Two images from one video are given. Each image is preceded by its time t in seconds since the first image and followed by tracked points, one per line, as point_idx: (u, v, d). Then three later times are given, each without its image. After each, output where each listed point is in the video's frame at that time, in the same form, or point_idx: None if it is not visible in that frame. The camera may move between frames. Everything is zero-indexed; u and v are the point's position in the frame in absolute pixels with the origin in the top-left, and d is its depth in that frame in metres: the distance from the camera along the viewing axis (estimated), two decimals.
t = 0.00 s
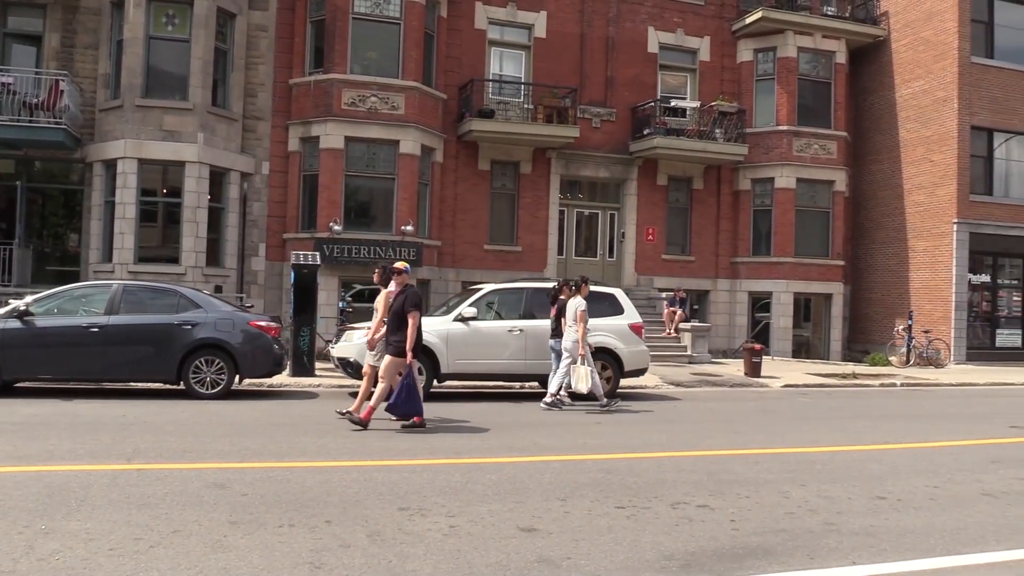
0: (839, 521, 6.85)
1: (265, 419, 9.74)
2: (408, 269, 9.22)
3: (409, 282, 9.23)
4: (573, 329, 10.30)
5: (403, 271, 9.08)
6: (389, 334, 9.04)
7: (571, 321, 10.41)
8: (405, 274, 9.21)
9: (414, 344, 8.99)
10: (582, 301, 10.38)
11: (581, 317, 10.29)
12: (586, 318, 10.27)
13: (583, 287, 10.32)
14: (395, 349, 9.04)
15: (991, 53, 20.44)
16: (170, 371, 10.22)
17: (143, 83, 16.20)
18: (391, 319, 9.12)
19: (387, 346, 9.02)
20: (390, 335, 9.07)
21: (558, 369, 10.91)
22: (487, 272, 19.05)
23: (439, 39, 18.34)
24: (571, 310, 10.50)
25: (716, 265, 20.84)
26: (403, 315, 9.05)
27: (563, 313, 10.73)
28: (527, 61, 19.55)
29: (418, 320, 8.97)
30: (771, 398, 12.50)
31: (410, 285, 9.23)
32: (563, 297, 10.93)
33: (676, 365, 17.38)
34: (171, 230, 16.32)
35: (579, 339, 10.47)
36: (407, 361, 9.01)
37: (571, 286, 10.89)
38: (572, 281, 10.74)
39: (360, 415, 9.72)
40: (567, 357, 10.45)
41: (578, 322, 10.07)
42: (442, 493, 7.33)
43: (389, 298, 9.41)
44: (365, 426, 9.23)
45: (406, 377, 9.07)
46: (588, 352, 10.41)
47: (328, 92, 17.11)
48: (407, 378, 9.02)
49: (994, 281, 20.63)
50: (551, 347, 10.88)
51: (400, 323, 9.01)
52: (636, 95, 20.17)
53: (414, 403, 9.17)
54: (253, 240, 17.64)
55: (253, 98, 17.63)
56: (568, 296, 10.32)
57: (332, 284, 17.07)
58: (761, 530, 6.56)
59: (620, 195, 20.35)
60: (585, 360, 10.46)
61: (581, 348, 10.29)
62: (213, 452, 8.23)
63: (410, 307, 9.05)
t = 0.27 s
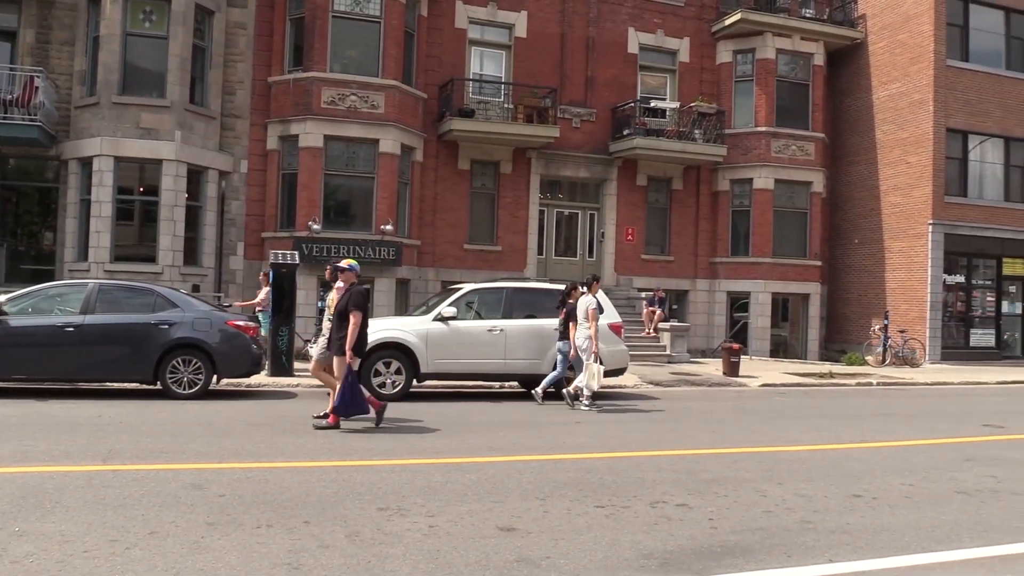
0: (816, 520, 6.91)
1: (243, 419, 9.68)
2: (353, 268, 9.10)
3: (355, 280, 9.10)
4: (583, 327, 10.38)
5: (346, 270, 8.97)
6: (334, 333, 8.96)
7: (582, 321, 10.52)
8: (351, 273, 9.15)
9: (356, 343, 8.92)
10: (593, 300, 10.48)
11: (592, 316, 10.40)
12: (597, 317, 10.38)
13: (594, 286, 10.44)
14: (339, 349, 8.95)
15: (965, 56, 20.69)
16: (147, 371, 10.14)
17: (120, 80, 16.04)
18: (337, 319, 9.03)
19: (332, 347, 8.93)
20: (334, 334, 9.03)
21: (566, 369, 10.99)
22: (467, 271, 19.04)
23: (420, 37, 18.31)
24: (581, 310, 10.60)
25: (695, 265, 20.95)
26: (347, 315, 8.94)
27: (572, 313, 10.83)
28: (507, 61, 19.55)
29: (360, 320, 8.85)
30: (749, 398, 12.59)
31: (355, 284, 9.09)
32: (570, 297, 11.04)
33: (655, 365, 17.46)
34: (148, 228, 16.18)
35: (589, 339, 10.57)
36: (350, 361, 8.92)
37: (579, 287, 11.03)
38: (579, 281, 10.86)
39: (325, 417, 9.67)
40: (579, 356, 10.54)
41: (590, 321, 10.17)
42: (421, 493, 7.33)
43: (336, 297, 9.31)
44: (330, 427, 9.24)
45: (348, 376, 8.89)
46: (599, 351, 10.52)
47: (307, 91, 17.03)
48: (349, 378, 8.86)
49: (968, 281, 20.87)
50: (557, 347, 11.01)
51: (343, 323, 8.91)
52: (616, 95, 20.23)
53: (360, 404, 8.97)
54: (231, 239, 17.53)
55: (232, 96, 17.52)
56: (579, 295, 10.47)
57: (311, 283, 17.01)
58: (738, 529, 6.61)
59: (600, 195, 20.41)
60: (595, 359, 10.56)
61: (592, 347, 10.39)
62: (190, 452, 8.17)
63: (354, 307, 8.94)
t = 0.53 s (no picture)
0: (796, 518, 6.97)
1: (223, 419, 9.63)
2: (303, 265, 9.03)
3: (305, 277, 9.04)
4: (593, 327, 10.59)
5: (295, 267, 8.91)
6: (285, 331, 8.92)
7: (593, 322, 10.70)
8: (301, 270, 9.09)
9: (306, 341, 8.88)
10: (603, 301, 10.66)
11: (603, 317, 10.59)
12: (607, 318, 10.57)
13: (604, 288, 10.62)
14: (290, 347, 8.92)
15: (944, 59, 20.91)
16: (126, 371, 10.06)
17: (99, 78, 15.89)
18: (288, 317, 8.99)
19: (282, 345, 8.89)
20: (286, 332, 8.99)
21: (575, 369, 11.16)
22: (449, 271, 19.04)
23: (402, 37, 18.27)
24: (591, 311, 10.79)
25: (677, 265, 21.03)
26: (296, 312, 8.89)
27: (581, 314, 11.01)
28: (490, 61, 19.55)
29: (309, 317, 8.79)
30: (729, 397, 12.66)
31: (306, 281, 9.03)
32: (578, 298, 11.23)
33: (637, 364, 17.53)
34: (128, 227, 16.06)
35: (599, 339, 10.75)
36: (300, 359, 8.88)
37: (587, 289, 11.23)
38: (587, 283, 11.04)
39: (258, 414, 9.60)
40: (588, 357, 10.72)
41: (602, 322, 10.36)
42: (403, 493, 7.32)
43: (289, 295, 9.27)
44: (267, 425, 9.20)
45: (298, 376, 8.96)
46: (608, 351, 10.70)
47: (289, 89, 16.95)
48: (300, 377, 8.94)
49: (946, 281, 21.11)
50: (567, 347, 11.29)
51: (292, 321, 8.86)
52: (599, 96, 20.28)
53: (308, 402, 9.07)
54: (211, 238, 17.43)
55: (213, 94, 17.41)
56: (589, 296, 10.70)
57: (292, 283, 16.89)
58: (719, 527, 6.65)
59: (582, 195, 20.46)
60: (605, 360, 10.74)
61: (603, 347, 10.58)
62: (170, 453, 8.12)
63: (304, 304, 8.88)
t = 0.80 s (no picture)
0: (775, 517, 7.02)
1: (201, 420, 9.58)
2: (248, 264, 8.90)
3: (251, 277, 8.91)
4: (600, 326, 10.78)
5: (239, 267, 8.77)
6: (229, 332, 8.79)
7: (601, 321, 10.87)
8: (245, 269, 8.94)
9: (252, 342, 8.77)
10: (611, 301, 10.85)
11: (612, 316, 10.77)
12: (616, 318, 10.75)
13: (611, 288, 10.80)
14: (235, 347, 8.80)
15: (922, 61, 21.13)
16: (104, 371, 9.98)
17: (77, 75, 15.73)
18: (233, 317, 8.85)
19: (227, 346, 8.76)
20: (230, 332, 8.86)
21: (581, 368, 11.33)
22: (430, 270, 19.02)
23: (384, 35, 18.21)
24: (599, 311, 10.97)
25: (658, 265, 21.12)
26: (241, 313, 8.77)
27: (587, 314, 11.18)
28: (472, 60, 19.53)
29: (253, 317, 8.68)
30: (709, 397, 12.74)
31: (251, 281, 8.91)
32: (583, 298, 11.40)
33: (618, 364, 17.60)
34: (105, 226, 15.91)
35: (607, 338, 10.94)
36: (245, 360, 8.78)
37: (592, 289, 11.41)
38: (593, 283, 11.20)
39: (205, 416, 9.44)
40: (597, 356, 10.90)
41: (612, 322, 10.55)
42: (384, 493, 7.32)
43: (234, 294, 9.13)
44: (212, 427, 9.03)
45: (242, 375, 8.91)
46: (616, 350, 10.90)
47: (269, 87, 16.85)
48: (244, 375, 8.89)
49: (923, 282, 21.34)
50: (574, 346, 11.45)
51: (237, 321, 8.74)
52: (580, 96, 20.32)
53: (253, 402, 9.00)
54: (190, 237, 17.32)
55: (192, 92, 17.29)
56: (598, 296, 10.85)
57: (272, 283, 16.75)
58: (699, 526, 6.69)
59: (564, 195, 20.49)
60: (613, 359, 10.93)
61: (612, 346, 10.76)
62: (147, 454, 8.06)
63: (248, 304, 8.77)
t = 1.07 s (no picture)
0: (757, 515, 7.06)
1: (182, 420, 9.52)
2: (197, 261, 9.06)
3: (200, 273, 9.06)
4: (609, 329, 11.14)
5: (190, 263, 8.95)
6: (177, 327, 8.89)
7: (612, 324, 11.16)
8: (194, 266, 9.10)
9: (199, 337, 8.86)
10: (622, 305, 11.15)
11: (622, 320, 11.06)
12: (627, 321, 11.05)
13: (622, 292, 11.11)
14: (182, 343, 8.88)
15: (903, 63, 21.33)
16: (84, 372, 9.90)
17: (56, 72, 15.58)
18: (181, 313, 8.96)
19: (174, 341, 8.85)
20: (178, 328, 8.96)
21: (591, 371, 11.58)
22: (414, 270, 18.99)
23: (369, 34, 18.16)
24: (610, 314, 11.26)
25: (641, 265, 21.18)
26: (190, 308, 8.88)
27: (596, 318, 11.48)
28: (456, 60, 19.52)
29: (202, 312, 8.80)
30: (691, 397, 12.79)
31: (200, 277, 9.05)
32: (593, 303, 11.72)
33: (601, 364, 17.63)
34: (86, 225, 15.78)
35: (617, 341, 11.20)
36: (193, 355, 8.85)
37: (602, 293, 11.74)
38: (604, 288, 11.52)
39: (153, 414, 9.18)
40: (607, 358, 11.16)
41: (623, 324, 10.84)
42: (367, 493, 7.30)
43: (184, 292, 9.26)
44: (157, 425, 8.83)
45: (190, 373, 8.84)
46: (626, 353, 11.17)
47: (252, 86, 16.77)
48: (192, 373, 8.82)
49: (904, 282, 21.51)
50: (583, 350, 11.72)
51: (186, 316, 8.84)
52: (564, 96, 20.35)
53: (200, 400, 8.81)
54: (171, 236, 17.21)
55: (174, 90, 17.18)
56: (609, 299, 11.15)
57: (254, 281, 16.72)
58: (683, 526, 6.71)
59: (547, 195, 20.51)
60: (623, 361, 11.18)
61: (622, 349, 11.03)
62: (128, 454, 8.00)
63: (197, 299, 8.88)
